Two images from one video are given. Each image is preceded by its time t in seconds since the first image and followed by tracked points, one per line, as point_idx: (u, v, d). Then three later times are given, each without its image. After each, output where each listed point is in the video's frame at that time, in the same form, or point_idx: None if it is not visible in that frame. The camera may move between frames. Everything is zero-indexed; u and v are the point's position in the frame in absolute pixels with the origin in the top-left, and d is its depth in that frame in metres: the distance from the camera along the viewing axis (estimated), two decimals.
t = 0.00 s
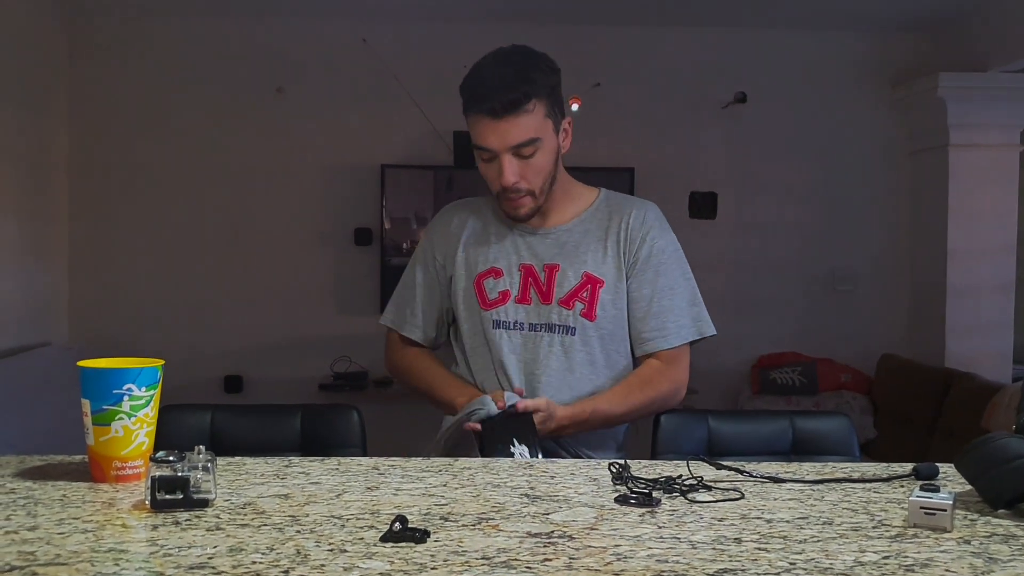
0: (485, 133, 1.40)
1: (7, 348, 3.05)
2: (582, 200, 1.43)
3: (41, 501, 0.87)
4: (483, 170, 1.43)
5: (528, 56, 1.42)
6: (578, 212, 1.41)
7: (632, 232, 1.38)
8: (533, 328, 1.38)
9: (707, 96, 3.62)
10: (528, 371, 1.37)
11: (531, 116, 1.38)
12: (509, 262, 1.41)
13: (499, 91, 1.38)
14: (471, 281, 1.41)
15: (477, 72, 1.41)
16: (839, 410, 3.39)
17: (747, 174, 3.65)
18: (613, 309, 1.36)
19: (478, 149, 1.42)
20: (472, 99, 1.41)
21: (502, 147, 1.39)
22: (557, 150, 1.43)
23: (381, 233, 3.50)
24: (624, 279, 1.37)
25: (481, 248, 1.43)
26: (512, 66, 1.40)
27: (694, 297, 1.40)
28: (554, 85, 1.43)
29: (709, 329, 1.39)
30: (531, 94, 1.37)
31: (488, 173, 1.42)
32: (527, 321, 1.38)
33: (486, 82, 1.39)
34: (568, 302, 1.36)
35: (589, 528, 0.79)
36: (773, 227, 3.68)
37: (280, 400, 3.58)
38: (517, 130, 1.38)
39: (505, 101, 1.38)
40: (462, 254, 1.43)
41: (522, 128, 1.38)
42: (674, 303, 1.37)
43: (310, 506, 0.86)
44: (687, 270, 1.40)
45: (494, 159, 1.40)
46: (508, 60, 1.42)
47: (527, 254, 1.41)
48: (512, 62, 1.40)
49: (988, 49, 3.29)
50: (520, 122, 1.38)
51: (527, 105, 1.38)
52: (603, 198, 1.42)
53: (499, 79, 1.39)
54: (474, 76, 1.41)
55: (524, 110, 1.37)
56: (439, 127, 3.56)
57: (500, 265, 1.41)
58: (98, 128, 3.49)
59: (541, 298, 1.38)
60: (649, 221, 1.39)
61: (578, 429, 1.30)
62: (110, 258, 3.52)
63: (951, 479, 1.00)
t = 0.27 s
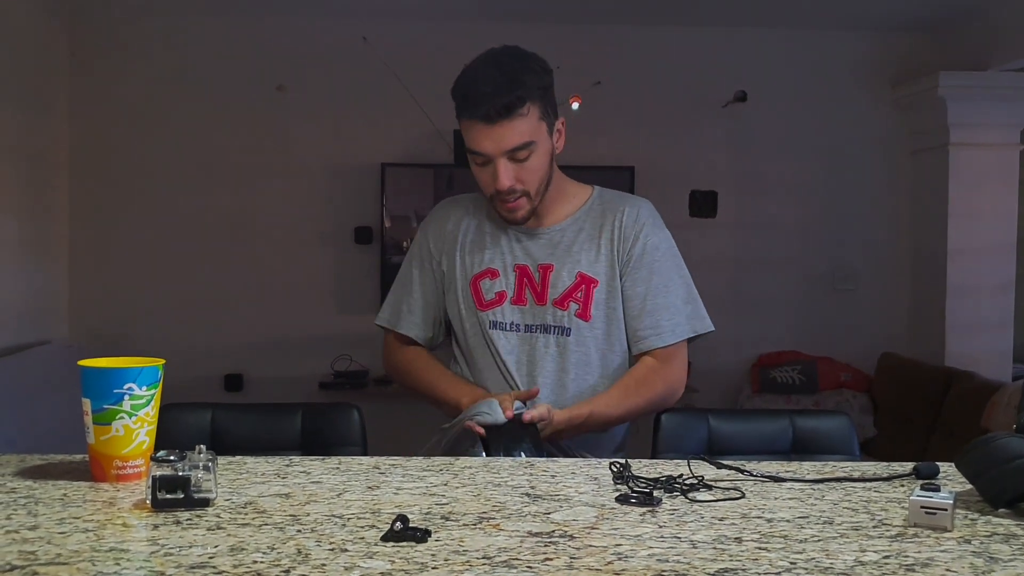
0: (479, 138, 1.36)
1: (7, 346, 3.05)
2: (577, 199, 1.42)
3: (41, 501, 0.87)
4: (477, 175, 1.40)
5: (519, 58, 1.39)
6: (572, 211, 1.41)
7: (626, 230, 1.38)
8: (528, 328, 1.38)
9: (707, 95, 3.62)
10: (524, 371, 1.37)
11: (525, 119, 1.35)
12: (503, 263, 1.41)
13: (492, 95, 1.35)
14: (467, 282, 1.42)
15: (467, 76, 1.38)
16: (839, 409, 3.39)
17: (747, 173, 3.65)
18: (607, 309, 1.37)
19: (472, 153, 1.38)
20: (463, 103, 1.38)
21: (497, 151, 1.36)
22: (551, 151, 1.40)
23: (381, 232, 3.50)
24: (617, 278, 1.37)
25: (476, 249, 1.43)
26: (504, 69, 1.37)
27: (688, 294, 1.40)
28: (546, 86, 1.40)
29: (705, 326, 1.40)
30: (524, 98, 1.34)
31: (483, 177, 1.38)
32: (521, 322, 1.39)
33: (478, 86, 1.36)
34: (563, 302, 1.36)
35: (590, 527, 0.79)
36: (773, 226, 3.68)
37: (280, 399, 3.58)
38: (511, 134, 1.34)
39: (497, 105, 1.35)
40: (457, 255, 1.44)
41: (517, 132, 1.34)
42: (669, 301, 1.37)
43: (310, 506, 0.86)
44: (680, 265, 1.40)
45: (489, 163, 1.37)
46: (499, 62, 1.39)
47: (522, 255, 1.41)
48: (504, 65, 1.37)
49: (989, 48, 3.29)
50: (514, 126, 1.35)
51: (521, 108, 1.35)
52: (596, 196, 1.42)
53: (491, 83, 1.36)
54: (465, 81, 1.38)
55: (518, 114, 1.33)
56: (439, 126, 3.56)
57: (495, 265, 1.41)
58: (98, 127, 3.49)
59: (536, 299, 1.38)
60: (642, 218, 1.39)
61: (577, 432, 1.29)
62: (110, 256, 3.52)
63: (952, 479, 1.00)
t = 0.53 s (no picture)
0: (467, 145, 1.42)
1: (6, 348, 3.05)
2: (569, 199, 1.42)
3: (39, 503, 0.87)
4: (467, 181, 1.45)
5: (504, 64, 1.45)
6: (561, 212, 1.41)
7: (617, 233, 1.38)
8: (519, 331, 1.38)
9: (707, 95, 3.62)
10: (513, 373, 1.38)
11: (512, 125, 1.42)
12: (495, 265, 1.41)
13: (479, 102, 1.41)
14: (457, 283, 1.41)
15: (454, 86, 1.44)
16: (838, 409, 3.39)
17: (746, 173, 3.66)
18: (598, 312, 1.37)
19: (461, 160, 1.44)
20: (451, 112, 1.44)
21: (485, 157, 1.42)
22: (538, 154, 1.46)
23: (381, 232, 3.50)
24: (608, 281, 1.37)
25: (467, 250, 1.43)
26: (489, 75, 1.43)
27: (678, 296, 1.40)
28: (532, 92, 1.46)
29: (694, 329, 1.40)
30: (509, 104, 1.41)
31: (472, 183, 1.43)
32: (512, 325, 1.39)
33: (464, 94, 1.42)
34: (553, 306, 1.36)
35: (587, 529, 0.79)
36: (773, 226, 3.68)
37: (279, 400, 3.58)
38: (498, 140, 1.41)
39: (484, 113, 1.41)
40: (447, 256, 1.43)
41: (504, 138, 1.41)
42: (659, 304, 1.37)
43: (307, 508, 0.86)
44: (671, 266, 1.40)
45: (477, 169, 1.43)
46: (484, 71, 1.45)
47: (514, 257, 1.41)
48: (489, 73, 1.44)
49: (987, 49, 3.29)
50: (501, 131, 1.41)
51: (507, 114, 1.41)
52: (587, 196, 1.42)
53: (476, 91, 1.42)
54: (451, 91, 1.44)
55: (504, 120, 1.40)
56: (438, 127, 3.56)
57: (486, 268, 1.41)
58: (97, 128, 3.49)
59: (526, 302, 1.38)
60: (633, 221, 1.38)
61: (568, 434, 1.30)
62: (109, 257, 3.52)
63: (948, 479, 1.00)
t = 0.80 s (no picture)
0: (465, 152, 1.37)
1: (6, 348, 3.05)
2: (566, 201, 1.42)
3: (38, 505, 0.87)
4: (465, 187, 1.40)
5: (499, 65, 1.39)
6: (558, 214, 1.41)
7: (614, 236, 1.38)
8: (515, 335, 1.39)
9: (707, 96, 3.62)
10: (510, 375, 1.38)
11: (510, 130, 1.36)
12: (491, 268, 1.41)
13: (475, 109, 1.35)
14: (454, 287, 1.42)
15: (449, 89, 1.38)
16: (839, 410, 3.39)
17: (746, 173, 3.66)
18: (595, 315, 1.38)
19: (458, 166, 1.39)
20: (446, 118, 1.39)
21: (484, 164, 1.37)
22: (537, 156, 1.42)
23: (381, 233, 3.50)
24: (605, 284, 1.37)
25: (464, 254, 1.43)
26: (485, 80, 1.37)
27: (675, 296, 1.40)
28: (528, 94, 1.41)
29: (692, 329, 1.39)
30: (507, 110, 1.35)
31: (471, 190, 1.39)
32: (509, 328, 1.39)
33: (459, 100, 1.37)
34: (550, 309, 1.37)
35: (586, 531, 0.79)
36: (773, 227, 3.68)
37: (279, 401, 3.58)
38: (497, 146, 1.36)
39: (481, 119, 1.35)
40: (444, 259, 1.44)
41: (503, 144, 1.36)
42: (657, 306, 1.38)
43: (307, 510, 0.86)
44: (668, 267, 1.40)
45: (476, 176, 1.38)
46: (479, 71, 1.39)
47: (511, 261, 1.41)
48: (484, 77, 1.37)
49: (987, 49, 3.29)
50: (500, 138, 1.36)
51: (505, 119, 1.36)
52: (584, 198, 1.42)
53: (472, 96, 1.36)
54: (446, 97, 1.38)
55: (502, 127, 1.34)
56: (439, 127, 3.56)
57: (482, 271, 1.41)
58: (98, 128, 3.50)
59: (523, 305, 1.38)
60: (630, 223, 1.38)
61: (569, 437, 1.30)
62: (109, 258, 3.52)
63: (947, 481, 1.00)
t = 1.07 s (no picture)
0: (461, 153, 1.40)
1: (6, 349, 3.06)
2: (563, 201, 1.43)
3: (38, 505, 0.88)
4: (461, 189, 1.42)
5: (496, 68, 1.41)
6: (555, 214, 1.42)
7: (612, 235, 1.38)
8: (513, 335, 1.38)
9: (707, 96, 3.63)
10: (508, 376, 1.38)
11: (506, 131, 1.38)
12: (488, 267, 1.41)
13: (471, 110, 1.37)
14: (451, 286, 1.42)
15: (446, 92, 1.40)
16: (838, 410, 3.39)
17: (746, 174, 3.66)
18: (593, 315, 1.38)
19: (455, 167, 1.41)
20: (444, 120, 1.41)
21: (479, 165, 1.38)
22: (534, 157, 1.43)
23: (381, 233, 3.50)
24: (603, 283, 1.38)
25: (461, 253, 1.43)
26: (481, 82, 1.39)
27: (673, 295, 1.40)
28: (525, 96, 1.43)
29: (690, 329, 1.40)
30: (503, 111, 1.37)
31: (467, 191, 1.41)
32: (507, 328, 1.39)
33: (456, 102, 1.39)
34: (548, 309, 1.37)
35: (584, 530, 0.80)
36: (773, 227, 3.68)
37: (279, 401, 3.58)
38: (493, 147, 1.38)
39: (477, 120, 1.38)
40: (442, 259, 1.44)
41: (499, 145, 1.38)
42: (655, 306, 1.38)
43: (306, 509, 0.86)
44: (665, 266, 1.41)
45: (472, 177, 1.40)
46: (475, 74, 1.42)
47: (508, 260, 1.41)
48: (481, 79, 1.40)
49: (988, 49, 3.29)
50: (496, 138, 1.38)
51: (501, 121, 1.38)
52: (581, 198, 1.42)
53: (468, 97, 1.38)
54: (442, 99, 1.41)
55: (498, 127, 1.36)
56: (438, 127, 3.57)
57: (479, 270, 1.41)
58: (98, 129, 3.50)
59: (521, 305, 1.38)
60: (627, 223, 1.38)
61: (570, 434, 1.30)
62: (109, 258, 3.53)
63: (944, 480, 1.00)
